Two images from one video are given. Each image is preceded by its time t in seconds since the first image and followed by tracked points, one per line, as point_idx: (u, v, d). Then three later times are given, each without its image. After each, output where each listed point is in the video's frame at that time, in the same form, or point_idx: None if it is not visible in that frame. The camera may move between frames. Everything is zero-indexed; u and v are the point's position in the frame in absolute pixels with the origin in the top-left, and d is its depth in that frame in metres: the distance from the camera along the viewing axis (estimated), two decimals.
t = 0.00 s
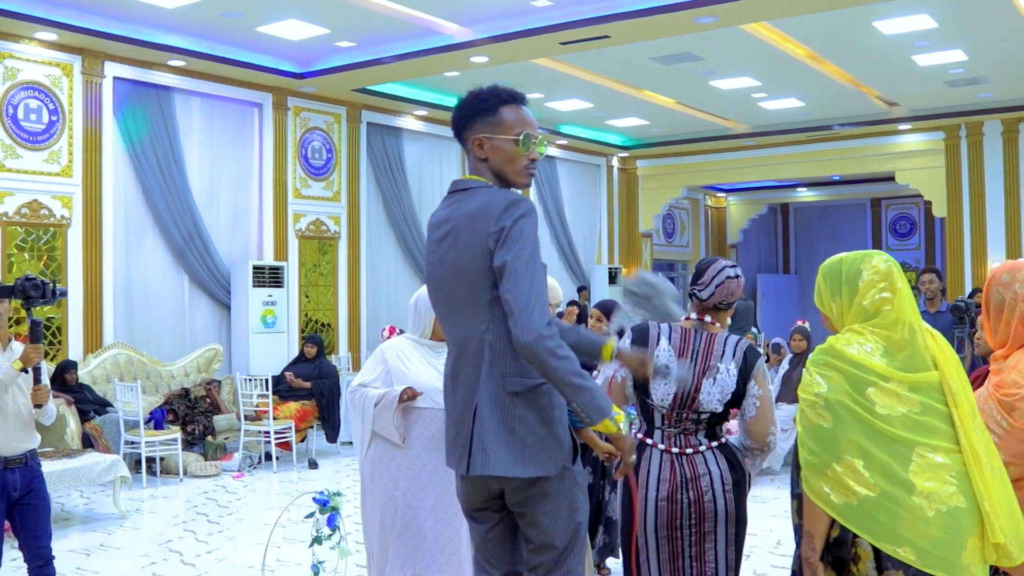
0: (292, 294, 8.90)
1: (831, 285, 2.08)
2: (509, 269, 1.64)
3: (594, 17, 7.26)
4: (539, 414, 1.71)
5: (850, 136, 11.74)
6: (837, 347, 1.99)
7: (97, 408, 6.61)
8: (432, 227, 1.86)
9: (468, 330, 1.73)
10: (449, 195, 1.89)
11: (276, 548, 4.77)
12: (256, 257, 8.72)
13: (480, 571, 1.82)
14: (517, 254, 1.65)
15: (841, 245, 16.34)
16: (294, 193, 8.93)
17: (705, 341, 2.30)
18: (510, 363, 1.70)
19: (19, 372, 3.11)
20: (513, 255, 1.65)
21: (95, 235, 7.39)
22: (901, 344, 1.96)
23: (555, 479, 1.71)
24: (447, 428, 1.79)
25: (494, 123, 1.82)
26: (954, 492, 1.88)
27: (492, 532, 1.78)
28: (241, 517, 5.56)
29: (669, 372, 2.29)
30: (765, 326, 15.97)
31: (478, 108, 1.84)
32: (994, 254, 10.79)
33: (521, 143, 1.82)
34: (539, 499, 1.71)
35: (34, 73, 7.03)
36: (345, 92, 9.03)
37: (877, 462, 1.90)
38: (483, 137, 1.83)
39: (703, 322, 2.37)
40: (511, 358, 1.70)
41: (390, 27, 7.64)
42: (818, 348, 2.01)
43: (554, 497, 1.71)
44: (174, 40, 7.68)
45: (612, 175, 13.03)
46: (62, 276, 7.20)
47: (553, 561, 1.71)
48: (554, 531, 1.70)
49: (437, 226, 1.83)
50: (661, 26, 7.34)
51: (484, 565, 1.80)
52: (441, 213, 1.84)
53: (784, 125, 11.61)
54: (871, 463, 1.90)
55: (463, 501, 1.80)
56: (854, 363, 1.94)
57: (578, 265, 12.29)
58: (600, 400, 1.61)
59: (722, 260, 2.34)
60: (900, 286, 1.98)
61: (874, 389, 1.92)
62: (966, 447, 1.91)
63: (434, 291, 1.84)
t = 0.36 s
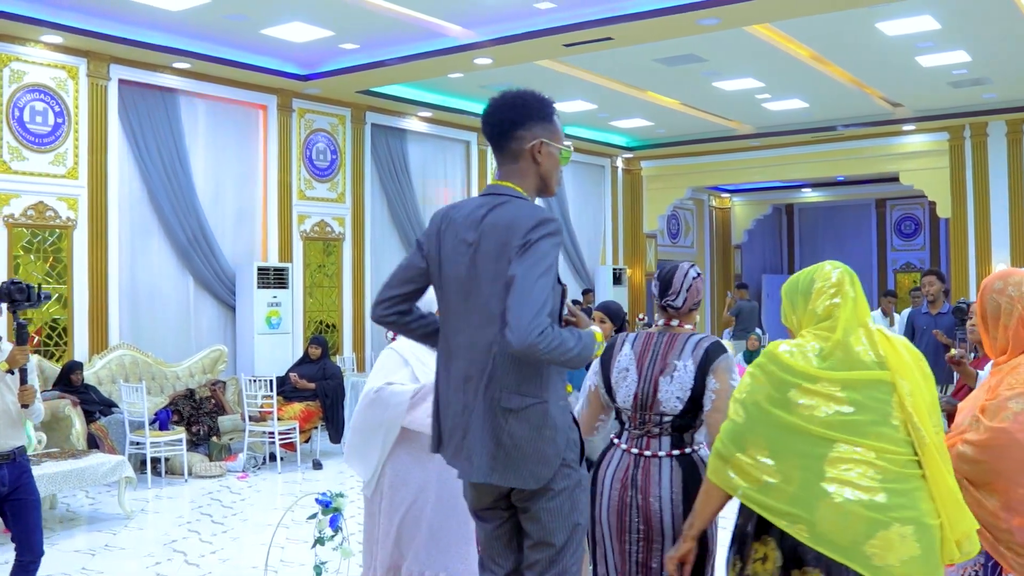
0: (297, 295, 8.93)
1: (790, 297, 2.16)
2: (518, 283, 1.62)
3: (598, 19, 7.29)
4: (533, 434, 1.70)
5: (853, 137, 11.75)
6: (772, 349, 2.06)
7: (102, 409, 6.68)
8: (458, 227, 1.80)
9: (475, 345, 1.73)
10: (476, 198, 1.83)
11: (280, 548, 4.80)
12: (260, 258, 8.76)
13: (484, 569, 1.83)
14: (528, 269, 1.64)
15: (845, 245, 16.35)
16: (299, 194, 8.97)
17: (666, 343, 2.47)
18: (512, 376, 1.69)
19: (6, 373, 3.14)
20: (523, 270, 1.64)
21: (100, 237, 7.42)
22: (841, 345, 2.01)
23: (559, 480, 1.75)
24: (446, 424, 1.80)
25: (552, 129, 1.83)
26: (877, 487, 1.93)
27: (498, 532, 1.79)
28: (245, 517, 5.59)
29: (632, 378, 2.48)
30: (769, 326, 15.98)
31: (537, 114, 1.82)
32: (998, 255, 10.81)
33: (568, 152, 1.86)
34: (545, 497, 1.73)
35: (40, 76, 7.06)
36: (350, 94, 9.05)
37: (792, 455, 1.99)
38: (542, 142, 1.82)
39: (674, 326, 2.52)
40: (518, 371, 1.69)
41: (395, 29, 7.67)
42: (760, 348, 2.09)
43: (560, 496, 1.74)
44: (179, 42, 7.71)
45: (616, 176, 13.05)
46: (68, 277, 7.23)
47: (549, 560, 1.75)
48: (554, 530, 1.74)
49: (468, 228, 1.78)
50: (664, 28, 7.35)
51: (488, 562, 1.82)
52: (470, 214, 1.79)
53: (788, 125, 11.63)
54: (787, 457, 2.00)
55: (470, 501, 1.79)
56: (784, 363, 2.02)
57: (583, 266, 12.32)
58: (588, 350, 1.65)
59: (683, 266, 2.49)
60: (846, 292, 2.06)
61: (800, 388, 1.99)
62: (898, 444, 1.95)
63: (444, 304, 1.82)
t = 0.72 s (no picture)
0: (302, 297, 8.97)
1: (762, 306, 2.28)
2: (571, 295, 1.62)
3: (601, 22, 7.31)
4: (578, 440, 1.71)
5: (858, 138, 11.76)
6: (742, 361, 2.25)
7: (108, 410, 6.72)
8: (465, 241, 1.73)
9: (508, 358, 1.66)
10: (474, 209, 1.77)
11: (284, 549, 4.84)
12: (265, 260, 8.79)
13: (471, 571, 1.79)
14: (583, 284, 1.63)
15: (851, 246, 16.36)
16: (304, 196, 9.01)
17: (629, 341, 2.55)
18: (567, 388, 1.69)
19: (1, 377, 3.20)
20: (572, 283, 1.63)
21: (105, 239, 7.47)
22: (794, 352, 2.16)
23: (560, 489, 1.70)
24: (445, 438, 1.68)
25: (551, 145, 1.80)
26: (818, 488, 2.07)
27: (489, 536, 1.75)
28: (249, 519, 5.63)
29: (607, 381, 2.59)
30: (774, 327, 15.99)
31: (538, 130, 1.78)
32: (1003, 255, 10.81)
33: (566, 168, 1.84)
34: (545, 507, 1.69)
35: (46, 79, 7.11)
36: (354, 96, 9.09)
37: (752, 461, 2.18)
38: (545, 157, 1.79)
39: (647, 323, 2.57)
40: (570, 378, 1.69)
41: (399, 32, 7.70)
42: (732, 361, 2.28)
43: (558, 507, 1.70)
44: (184, 46, 7.75)
45: (621, 177, 13.08)
46: (74, 279, 7.27)
47: (549, 563, 1.70)
48: (553, 534, 1.69)
49: (480, 239, 1.71)
50: (667, 31, 7.37)
51: (476, 566, 1.77)
52: (481, 226, 1.73)
53: (793, 126, 11.64)
54: (744, 463, 2.19)
55: (457, 506, 1.74)
56: (746, 373, 2.21)
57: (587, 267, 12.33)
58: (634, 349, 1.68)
59: (659, 261, 2.55)
60: (803, 297, 2.19)
61: (757, 394, 2.18)
62: (840, 442, 2.07)
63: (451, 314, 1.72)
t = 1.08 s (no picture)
0: (307, 298, 9.00)
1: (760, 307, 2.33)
2: (578, 278, 1.64)
3: (603, 23, 7.33)
4: (571, 428, 1.70)
5: (863, 138, 11.76)
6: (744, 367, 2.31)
7: (113, 410, 6.76)
8: (460, 236, 1.75)
9: (513, 348, 1.68)
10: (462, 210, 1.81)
11: (286, 548, 4.87)
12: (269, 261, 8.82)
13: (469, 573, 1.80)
14: (585, 264, 1.66)
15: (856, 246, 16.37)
16: (308, 197, 9.03)
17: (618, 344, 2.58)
18: (566, 373, 1.70)
19: None
20: (573, 262, 1.66)
21: (110, 239, 7.50)
22: (785, 358, 2.22)
23: (558, 486, 1.70)
24: (458, 435, 1.70)
25: (513, 146, 1.81)
26: (812, 492, 2.14)
27: (488, 537, 1.77)
28: (252, 518, 5.66)
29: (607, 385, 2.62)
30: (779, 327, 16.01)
31: (494, 134, 1.82)
32: (1008, 255, 10.80)
33: (535, 166, 1.82)
34: (542, 504, 1.70)
35: (52, 81, 7.15)
36: (359, 97, 9.11)
37: (750, 469, 2.26)
38: (502, 159, 1.82)
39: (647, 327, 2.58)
40: (569, 366, 1.71)
41: (402, 33, 7.73)
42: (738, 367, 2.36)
43: (556, 504, 1.71)
44: (189, 47, 7.78)
45: (626, 177, 13.10)
46: (79, 280, 7.31)
47: (544, 563, 1.71)
48: (547, 534, 1.70)
49: (472, 234, 1.74)
50: (669, 32, 7.40)
51: (474, 568, 1.79)
52: (470, 222, 1.76)
53: (797, 126, 11.64)
54: (744, 471, 2.28)
55: (460, 506, 1.76)
56: (743, 382, 2.29)
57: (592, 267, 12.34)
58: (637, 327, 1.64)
59: (653, 264, 2.60)
60: (794, 298, 2.24)
61: (754, 403, 2.25)
62: (825, 447, 2.14)
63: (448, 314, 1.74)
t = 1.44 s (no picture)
0: (311, 298, 9.04)
1: (802, 305, 2.23)
2: (526, 290, 1.71)
3: (606, 24, 7.35)
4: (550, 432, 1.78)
5: (867, 138, 11.76)
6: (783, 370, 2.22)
7: (118, 410, 6.80)
8: (430, 254, 1.86)
9: (479, 358, 1.77)
10: (439, 223, 1.91)
11: (288, 548, 4.90)
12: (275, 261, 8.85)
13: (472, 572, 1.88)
14: (534, 278, 1.71)
15: (861, 245, 16.36)
16: (313, 198, 9.07)
17: (642, 352, 2.58)
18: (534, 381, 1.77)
19: None
20: (527, 272, 1.72)
21: (115, 241, 7.54)
22: (839, 365, 2.12)
23: (546, 489, 1.77)
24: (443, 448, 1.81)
25: (503, 154, 1.88)
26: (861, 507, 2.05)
27: (487, 538, 1.84)
28: (256, 517, 5.69)
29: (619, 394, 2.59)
30: (784, 327, 16.01)
31: (488, 141, 1.90)
32: (1012, 254, 10.80)
33: (525, 175, 1.89)
34: (532, 505, 1.76)
35: (57, 83, 7.19)
36: (362, 98, 9.14)
37: (795, 478, 2.15)
38: (492, 163, 1.89)
39: (658, 333, 2.60)
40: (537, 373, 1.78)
41: (405, 35, 7.75)
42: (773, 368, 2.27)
43: (545, 505, 1.77)
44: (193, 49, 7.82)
45: (630, 178, 13.12)
46: (85, 281, 7.36)
47: (536, 562, 1.76)
48: (538, 535, 1.76)
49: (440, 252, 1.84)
50: (671, 33, 7.42)
51: (477, 567, 1.86)
52: (439, 240, 1.86)
53: (801, 126, 11.65)
54: (789, 479, 2.17)
55: (460, 508, 1.84)
56: (788, 385, 2.18)
57: (596, 267, 12.37)
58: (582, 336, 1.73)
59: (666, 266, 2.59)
60: (854, 307, 2.13)
61: (800, 409, 2.15)
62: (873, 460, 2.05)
63: (428, 322, 1.85)
